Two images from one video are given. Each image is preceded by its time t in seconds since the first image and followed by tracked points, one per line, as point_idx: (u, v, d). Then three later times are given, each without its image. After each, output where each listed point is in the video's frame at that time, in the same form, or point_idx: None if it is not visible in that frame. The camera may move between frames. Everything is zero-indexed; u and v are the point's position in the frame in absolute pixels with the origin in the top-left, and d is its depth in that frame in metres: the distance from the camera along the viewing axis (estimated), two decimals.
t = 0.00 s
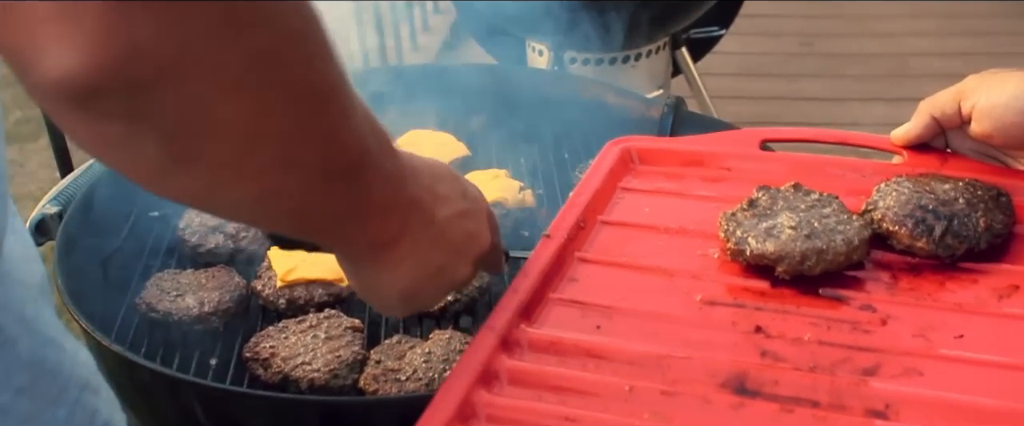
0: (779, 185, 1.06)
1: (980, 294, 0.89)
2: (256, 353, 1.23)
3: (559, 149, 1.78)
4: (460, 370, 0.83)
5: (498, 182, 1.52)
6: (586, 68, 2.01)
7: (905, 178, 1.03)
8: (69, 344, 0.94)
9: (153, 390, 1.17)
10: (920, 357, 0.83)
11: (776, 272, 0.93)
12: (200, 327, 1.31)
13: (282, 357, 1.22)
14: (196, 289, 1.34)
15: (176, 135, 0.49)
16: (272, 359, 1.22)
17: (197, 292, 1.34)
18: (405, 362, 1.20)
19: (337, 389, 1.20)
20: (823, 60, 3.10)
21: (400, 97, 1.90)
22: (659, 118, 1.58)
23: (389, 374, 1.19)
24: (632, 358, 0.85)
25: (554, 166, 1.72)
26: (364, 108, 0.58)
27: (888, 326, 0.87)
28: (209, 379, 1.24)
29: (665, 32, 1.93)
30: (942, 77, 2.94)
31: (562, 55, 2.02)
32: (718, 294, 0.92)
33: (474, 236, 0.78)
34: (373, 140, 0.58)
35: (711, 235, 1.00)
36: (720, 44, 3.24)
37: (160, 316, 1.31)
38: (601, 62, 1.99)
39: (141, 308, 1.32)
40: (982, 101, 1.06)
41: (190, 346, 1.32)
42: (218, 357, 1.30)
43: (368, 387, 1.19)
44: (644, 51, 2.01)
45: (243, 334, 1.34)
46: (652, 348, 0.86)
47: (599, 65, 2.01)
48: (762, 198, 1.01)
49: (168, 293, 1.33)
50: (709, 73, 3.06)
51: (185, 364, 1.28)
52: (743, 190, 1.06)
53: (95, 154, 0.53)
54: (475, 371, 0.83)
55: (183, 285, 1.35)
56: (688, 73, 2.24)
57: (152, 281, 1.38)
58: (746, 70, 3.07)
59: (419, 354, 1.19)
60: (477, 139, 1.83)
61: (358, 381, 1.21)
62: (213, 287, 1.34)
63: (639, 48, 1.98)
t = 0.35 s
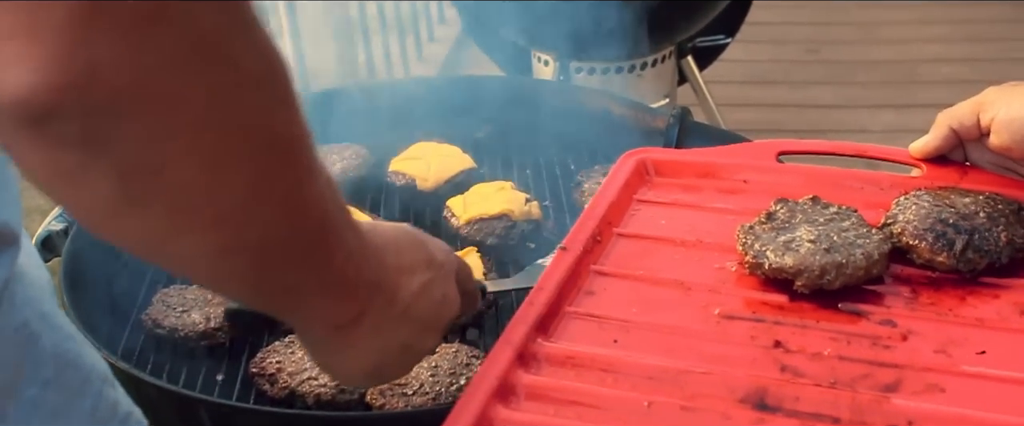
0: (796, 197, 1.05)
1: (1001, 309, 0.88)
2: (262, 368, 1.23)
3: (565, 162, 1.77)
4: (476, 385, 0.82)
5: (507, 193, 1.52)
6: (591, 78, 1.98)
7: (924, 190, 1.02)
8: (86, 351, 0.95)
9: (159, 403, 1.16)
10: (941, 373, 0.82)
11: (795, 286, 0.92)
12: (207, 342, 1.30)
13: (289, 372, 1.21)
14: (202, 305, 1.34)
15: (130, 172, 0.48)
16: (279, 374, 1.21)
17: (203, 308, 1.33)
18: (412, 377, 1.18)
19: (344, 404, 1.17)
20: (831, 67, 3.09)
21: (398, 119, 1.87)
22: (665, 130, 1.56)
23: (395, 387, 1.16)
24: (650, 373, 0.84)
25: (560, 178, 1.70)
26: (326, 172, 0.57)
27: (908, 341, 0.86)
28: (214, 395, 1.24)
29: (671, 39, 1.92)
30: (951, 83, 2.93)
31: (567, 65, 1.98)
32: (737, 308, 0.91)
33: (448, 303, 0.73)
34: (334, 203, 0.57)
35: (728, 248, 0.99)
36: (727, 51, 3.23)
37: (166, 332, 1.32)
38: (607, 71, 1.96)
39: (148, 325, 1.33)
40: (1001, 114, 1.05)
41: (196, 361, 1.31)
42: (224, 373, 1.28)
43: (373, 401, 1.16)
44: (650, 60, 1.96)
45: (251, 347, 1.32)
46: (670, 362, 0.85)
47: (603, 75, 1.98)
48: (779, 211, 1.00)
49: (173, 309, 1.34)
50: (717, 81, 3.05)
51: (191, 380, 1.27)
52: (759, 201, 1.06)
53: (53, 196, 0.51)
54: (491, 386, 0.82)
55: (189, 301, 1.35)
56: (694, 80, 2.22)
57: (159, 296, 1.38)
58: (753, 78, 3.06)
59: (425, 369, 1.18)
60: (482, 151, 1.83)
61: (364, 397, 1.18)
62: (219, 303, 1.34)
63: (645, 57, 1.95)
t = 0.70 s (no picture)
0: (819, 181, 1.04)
1: None
2: (279, 353, 1.21)
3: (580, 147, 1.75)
4: (498, 372, 0.81)
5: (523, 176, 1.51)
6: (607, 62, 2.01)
7: (950, 174, 1.00)
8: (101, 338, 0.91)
9: (176, 389, 1.15)
10: (970, 359, 0.81)
11: (819, 271, 0.91)
12: (223, 326, 1.29)
13: (305, 357, 1.20)
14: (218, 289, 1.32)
15: None
16: (295, 359, 1.20)
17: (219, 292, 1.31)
18: (429, 360, 1.18)
19: (361, 388, 1.18)
20: (848, 51, 3.07)
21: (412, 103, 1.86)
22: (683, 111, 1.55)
23: (412, 371, 1.17)
24: (674, 359, 0.83)
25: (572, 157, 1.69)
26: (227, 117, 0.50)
27: (936, 327, 0.85)
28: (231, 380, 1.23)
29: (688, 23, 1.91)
30: (968, 66, 2.91)
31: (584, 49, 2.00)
32: (760, 293, 0.90)
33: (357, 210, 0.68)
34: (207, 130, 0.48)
35: (751, 233, 0.98)
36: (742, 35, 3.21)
37: (182, 316, 1.29)
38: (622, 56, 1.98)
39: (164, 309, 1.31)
40: None
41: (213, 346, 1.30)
42: (241, 356, 1.27)
43: (391, 385, 1.17)
44: (667, 43, 2.00)
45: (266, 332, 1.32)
46: (695, 348, 0.84)
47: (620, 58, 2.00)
48: (803, 194, 1.00)
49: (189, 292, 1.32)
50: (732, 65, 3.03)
51: (208, 364, 1.26)
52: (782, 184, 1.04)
53: None
54: (512, 372, 0.81)
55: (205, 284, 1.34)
56: (710, 64, 2.21)
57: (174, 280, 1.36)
58: (769, 62, 3.04)
59: (443, 352, 1.18)
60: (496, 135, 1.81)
61: (382, 380, 1.19)
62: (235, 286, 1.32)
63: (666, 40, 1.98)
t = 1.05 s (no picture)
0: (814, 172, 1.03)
1: None
2: (275, 347, 1.20)
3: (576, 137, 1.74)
4: (489, 363, 0.80)
5: (523, 169, 1.50)
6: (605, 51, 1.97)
7: (944, 164, 0.99)
8: (81, 371, 0.91)
9: (169, 379, 1.11)
10: (965, 350, 0.80)
11: (813, 262, 0.90)
12: (218, 321, 1.27)
13: (301, 351, 1.18)
14: (214, 283, 1.30)
15: None
16: (292, 353, 1.18)
17: (215, 286, 1.30)
18: (428, 355, 1.16)
19: (358, 383, 1.16)
20: (848, 40, 3.06)
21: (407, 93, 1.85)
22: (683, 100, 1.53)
23: (411, 366, 1.15)
24: (667, 350, 0.82)
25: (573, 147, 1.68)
26: None
27: (930, 318, 0.84)
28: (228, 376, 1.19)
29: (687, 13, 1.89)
30: (968, 55, 2.90)
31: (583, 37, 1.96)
32: (754, 284, 0.89)
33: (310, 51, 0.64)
34: None
35: (745, 224, 0.97)
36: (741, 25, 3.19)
37: (178, 311, 1.27)
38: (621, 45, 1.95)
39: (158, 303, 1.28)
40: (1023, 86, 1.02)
41: (208, 343, 1.26)
42: (236, 352, 1.24)
43: (388, 380, 1.15)
44: (668, 32, 1.97)
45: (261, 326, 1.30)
46: (687, 339, 0.83)
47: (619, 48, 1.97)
48: (797, 185, 0.99)
49: (185, 287, 1.30)
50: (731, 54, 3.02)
51: (204, 361, 1.23)
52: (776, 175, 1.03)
53: None
54: (503, 364, 0.80)
55: (200, 279, 1.32)
56: (710, 54, 2.20)
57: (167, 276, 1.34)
58: (768, 51, 3.03)
59: (442, 346, 1.16)
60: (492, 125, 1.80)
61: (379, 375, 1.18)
62: (231, 280, 1.31)
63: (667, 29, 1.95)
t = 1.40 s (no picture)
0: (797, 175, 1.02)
1: (1008, 287, 0.86)
2: (261, 347, 1.18)
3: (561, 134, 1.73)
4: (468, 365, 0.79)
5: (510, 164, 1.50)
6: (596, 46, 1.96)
7: (927, 166, 0.99)
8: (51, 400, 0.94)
9: (152, 382, 1.09)
10: (947, 353, 0.80)
11: (819, 271, 0.88)
12: (204, 320, 1.26)
13: (287, 351, 1.16)
14: (199, 282, 1.28)
15: None
16: (278, 353, 1.16)
17: (201, 285, 1.28)
18: (414, 354, 1.14)
19: (343, 383, 1.15)
20: (839, 33, 3.06)
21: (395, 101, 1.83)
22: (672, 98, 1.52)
23: (396, 366, 1.14)
24: (647, 353, 0.81)
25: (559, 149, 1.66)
26: None
27: (913, 321, 0.83)
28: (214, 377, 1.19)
29: (677, 6, 1.84)
30: (958, 49, 2.90)
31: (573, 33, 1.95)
32: (736, 287, 0.89)
33: None
34: None
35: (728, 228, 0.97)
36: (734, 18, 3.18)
37: (163, 310, 1.26)
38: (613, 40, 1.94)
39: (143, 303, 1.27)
40: (1006, 85, 1.02)
41: (195, 341, 1.26)
42: (223, 351, 1.24)
43: (374, 380, 1.14)
44: (655, 28, 1.94)
45: (248, 325, 1.28)
46: (668, 342, 0.82)
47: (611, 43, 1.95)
48: (795, 193, 0.97)
49: (170, 286, 1.28)
50: (723, 48, 3.01)
51: (188, 361, 1.22)
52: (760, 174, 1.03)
53: None
54: (483, 366, 0.80)
55: (185, 277, 1.29)
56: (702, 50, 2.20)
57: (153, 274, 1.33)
58: (759, 44, 3.02)
59: (428, 345, 1.14)
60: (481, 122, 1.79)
61: (365, 375, 1.16)
62: (217, 279, 1.28)
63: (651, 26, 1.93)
